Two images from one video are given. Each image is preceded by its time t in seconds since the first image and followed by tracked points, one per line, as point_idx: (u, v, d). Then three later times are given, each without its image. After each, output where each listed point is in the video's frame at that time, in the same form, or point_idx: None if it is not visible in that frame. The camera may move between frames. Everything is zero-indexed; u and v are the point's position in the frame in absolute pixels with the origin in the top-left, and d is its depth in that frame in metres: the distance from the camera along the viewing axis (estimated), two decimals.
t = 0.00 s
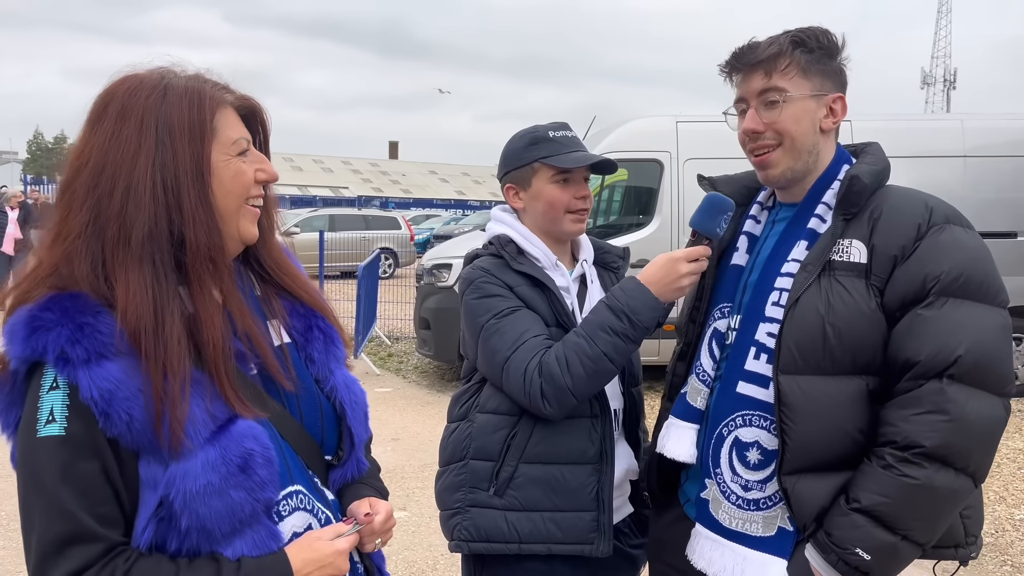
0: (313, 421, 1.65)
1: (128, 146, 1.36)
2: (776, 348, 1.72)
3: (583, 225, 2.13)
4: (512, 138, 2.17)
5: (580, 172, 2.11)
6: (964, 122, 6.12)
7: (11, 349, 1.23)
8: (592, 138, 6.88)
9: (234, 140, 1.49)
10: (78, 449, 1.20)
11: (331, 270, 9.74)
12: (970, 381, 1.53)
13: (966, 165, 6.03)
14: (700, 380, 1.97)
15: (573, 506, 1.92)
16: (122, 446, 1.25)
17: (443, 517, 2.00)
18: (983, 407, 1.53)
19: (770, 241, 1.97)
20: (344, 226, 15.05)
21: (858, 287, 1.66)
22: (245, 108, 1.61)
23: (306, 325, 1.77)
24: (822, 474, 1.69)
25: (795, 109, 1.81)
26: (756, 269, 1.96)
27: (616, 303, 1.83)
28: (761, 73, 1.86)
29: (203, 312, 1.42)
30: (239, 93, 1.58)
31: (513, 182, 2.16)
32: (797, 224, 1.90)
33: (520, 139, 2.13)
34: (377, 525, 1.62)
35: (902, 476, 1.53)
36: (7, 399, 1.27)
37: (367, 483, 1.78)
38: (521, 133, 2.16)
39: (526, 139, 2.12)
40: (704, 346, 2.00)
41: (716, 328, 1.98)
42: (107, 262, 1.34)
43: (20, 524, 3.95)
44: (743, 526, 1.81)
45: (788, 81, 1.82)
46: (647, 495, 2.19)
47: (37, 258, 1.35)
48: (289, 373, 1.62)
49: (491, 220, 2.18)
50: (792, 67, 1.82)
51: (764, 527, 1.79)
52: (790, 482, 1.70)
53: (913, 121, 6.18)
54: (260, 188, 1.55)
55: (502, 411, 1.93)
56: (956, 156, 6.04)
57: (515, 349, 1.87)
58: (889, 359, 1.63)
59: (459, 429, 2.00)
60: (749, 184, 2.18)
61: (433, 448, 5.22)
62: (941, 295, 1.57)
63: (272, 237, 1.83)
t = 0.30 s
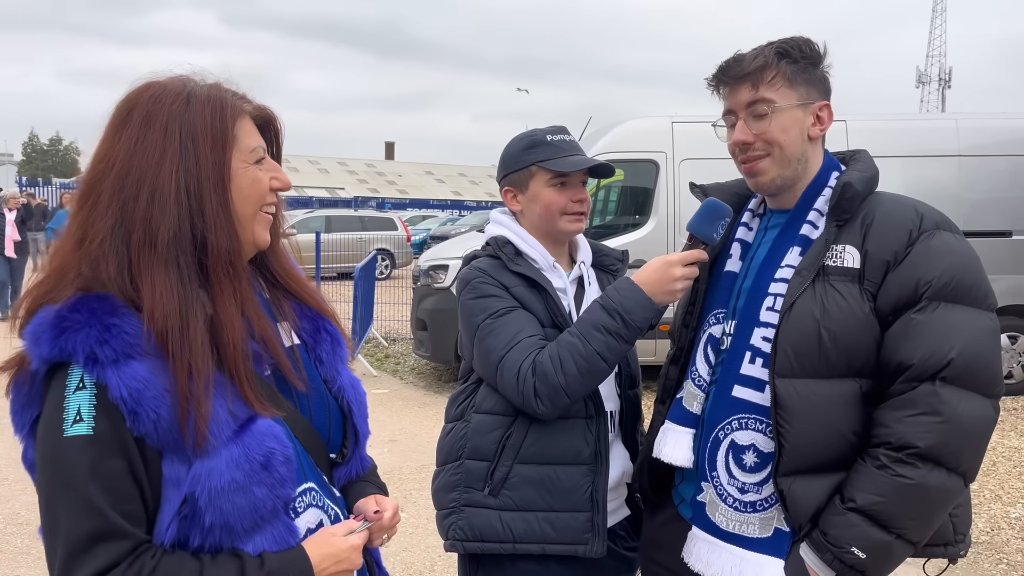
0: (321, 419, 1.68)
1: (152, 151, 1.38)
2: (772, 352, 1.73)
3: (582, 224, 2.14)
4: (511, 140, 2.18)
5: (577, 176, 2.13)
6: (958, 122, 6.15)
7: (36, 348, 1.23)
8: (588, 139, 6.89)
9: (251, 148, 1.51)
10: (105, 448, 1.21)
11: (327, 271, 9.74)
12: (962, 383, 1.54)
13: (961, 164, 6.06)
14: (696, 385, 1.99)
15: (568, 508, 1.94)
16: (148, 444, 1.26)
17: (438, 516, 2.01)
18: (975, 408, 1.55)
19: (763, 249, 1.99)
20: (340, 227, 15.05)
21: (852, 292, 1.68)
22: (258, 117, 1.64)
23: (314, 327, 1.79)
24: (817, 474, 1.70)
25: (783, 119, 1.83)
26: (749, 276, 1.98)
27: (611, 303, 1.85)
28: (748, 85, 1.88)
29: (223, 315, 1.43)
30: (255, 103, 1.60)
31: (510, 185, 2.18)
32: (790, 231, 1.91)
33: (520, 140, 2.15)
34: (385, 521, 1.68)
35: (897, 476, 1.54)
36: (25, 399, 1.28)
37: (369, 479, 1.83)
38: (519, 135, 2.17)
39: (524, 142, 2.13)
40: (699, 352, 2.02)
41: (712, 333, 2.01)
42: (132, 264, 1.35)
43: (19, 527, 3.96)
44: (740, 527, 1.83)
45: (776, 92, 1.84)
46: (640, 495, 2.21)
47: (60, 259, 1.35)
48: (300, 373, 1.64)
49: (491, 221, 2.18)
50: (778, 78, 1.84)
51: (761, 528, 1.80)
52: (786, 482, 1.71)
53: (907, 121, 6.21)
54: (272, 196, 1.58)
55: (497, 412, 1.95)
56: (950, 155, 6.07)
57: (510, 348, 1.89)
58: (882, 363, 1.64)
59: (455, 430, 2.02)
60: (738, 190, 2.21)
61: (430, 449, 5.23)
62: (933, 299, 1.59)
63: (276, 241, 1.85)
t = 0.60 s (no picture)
0: (326, 414, 1.69)
1: (160, 154, 1.41)
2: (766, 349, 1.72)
3: (575, 225, 2.14)
4: (504, 141, 2.18)
5: (570, 176, 2.12)
6: (953, 121, 6.17)
7: (54, 347, 1.25)
8: (583, 139, 6.90)
9: (255, 150, 1.53)
10: (126, 442, 1.23)
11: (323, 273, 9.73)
12: (954, 378, 1.55)
13: (956, 163, 6.07)
14: (693, 383, 1.98)
15: (562, 506, 1.93)
16: (167, 439, 1.28)
17: (434, 517, 2.01)
18: (969, 404, 1.55)
19: (761, 248, 1.99)
20: (337, 228, 15.04)
21: (845, 288, 1.67)
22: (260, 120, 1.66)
23: (317, 324, 1.81)
24: (812, 472, 1.69)
25: (779, 114, 1.83)
26: (746, 274, 1.98)
27: (607, 303, 1.84)
28: (745, 80, 1.88)
29: (234, 313, 1.47)
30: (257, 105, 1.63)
31: (503, 186, 2.17)
32: (786, 228, 1.90)
33: (512, 141, 2.15)
34: (390, 509, 1.66)
35: (890, 472, 1.54)
36: (41, 397, 1.30)
37: (370, 471, 1.85)
38: (513, 136, 2.17)
39: (516, 143, 2.13)
40: (696, 349, 2.02)
41: (709, 331, 2.00)
42: (146, 264, 1.38)
43: (15, 530, 3.95)
44: (737, 525, 1.83)
45: (772, 87, 1.85)
46: (638, 493, 2.20)
47: (73, 261, 1.38)
48: (305, 367, 1.66)
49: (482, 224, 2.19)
50: (775, 73, 1.85)
51: (757, 526, 1.80)
52: (781, 480, 1.70)
53: (902, 120, 6.22)
54: (277, 196, 1.60)
55: (491, 412, 1.94)
56: (945, 154, 6.09)
57: (504, 348, 1.89)
58: (876, 359, 1.64)
59: (449, 430, 2.01)
60: (739, 190, 2.20)
61: (426, 450, 5.23)
62: (925, 294, 1.59)
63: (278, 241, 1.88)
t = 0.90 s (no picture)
0: (328, 410, 1.73)
1: (170, 157, 1.44)
2: (769, 348, 1.72)
3: (566, 230, 2.14)
4: (498, 141, 2.18)
5: (563, 176, 2.12)
6: (949, 120, 6.18)
7: (70, 342, 1.29)
8: (580, 139, 6.90)
9: (263, 153, 1.57)
10: (140, 435, 1.27)
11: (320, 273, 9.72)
12: (959, 380, 1.53)
13: (952, 161, 6.08)
14: (694, 382, 1.99)
15: (559, 507, 1.93)
16: (178, 432, 1.32)
17: (430, 517, 2.00)
18: (975, 406, 1.54)
19: (765, 246, 1.99)
20: (334, 229, 15.02)
21: (850, 288, 1.66)
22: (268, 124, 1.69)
23: (320, 323, 1.84)
24: (815, 474, 1.68)
25: (782, 108, 1.83)
26: (750, 273, 1.97)
27: (604, 303, 1.84)
28: (749, 72, 1.89)
29: (243, 311, 1.49)
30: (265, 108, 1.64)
31: (498, 186, 2.17)
32: (791, 227, 1.90)
33: (507, 141, 2.14)
34: (394, 507, 1.72)
35: (894, 475, 1.53)
36: (53, 391, 1.34)
37: (371, 468, 1.88)
38: (508, 136, 2.17)
39: (510, 143, 2.13)
40: (698, 348, 2.02)
41: (711, 330, 2.01)
42: (157, 263, 1.41)
43: (11, 532, 3.94)
44: (738, 526, 1.82)
45: (775, 80, 1.85)
46: (642, 496, 2.21)
47: (86, 259, 1.41)
48: (309, 365, 1.69)
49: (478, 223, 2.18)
50: (779, 66, 1.85)
51: (758, 527, 1.79)
52: (783, 482, 1.69)
53: (898, 119, 6.23)
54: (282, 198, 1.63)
55: (487, 412, 1.94)
56: (941, 152, 6.10)
57: (499, 348, 1.88)
58: (880, 360, 1.63)
59: (445, 431, 2.01)
60: (743, 189, 2.21)
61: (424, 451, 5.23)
62: (932, 295, 1.58)
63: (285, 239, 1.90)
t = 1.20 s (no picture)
0: (338, 404, 1.77)
1: (180, 158, 1.50)
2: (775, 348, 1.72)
3: (571, 224, 2.14)
4: (500, 140, 2.19)
5: (565, 175, 2.12)
6: (947, 118, 6.20)
7: (89, 336, 1.35)
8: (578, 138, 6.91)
9: (270, 153, 1.62)
10: (159, 425, 1.32)
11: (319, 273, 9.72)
12: (972, 381, 1.53)
13: (950, 159, 6.09)
14: (699, 382, 1.99)
15: (561, 506, 1.94)
16: (196, 422, 1.38)
17: (432, 515, 2.01)
18: (987, 407, 1.53)
19: (771, 244, 2.00)
20: (332, 229, 15.02)
21: (857, 285, 1.66)
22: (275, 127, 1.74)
23: (328, 319, 1.90)
24: (822, 476, 1.68)
25: (782, 104, 1.84)
26: (756, 271, 1.98)
27: (609, 302, 1.84)
28: (750, 69, 1.91)
29: (254, 305, 1.55)
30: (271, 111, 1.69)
31: (499, 185, 2.18)
32: (797, 225, 1.91)
33: (508, 141, 2.15)
34: (404, 494, 1.79)
35: (905, 476, 1.53)
36: (72, 385, 1.41)
37: (378, 460, 1.93)
38: (508, 136, 2.17)
39: (511, 143, 2.14)
40: (702, 348, 2.03)
41: (716, 329, 2.01)
42: (170, 260, 1.47)
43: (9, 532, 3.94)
44: (743, 529, 1.82)
45: (776, 76, 1.86)
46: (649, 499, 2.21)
47: (103, 257, 1.47)
48: (319, 358, 1.74)
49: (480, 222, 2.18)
50: (780, 62, 1.86)
51: (763, 531, 1.79)
52: (790, 484, 1.69)
53: (896, 117, 6.25)
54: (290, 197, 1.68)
55: (490, 410, 1.94)
56: (940, 151, 6.11)
57: (503, 347, 1.89)
58: (889, 360, 1.63)
59: (448, 429, 2.01)
60: (750, 186, 2.20)
61: (423, 450, 5.23)
62: (941, 294, 1.57)
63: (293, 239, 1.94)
